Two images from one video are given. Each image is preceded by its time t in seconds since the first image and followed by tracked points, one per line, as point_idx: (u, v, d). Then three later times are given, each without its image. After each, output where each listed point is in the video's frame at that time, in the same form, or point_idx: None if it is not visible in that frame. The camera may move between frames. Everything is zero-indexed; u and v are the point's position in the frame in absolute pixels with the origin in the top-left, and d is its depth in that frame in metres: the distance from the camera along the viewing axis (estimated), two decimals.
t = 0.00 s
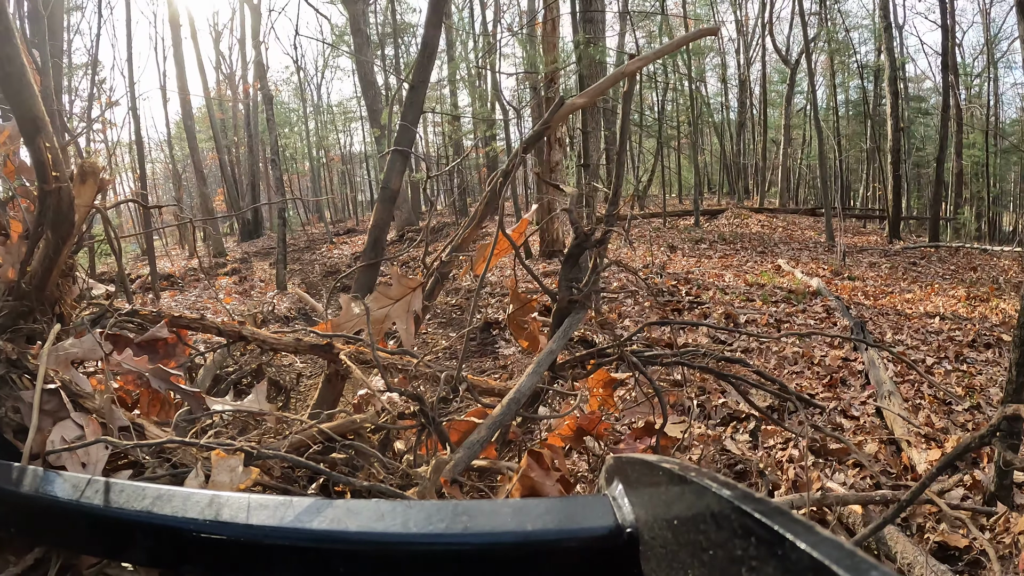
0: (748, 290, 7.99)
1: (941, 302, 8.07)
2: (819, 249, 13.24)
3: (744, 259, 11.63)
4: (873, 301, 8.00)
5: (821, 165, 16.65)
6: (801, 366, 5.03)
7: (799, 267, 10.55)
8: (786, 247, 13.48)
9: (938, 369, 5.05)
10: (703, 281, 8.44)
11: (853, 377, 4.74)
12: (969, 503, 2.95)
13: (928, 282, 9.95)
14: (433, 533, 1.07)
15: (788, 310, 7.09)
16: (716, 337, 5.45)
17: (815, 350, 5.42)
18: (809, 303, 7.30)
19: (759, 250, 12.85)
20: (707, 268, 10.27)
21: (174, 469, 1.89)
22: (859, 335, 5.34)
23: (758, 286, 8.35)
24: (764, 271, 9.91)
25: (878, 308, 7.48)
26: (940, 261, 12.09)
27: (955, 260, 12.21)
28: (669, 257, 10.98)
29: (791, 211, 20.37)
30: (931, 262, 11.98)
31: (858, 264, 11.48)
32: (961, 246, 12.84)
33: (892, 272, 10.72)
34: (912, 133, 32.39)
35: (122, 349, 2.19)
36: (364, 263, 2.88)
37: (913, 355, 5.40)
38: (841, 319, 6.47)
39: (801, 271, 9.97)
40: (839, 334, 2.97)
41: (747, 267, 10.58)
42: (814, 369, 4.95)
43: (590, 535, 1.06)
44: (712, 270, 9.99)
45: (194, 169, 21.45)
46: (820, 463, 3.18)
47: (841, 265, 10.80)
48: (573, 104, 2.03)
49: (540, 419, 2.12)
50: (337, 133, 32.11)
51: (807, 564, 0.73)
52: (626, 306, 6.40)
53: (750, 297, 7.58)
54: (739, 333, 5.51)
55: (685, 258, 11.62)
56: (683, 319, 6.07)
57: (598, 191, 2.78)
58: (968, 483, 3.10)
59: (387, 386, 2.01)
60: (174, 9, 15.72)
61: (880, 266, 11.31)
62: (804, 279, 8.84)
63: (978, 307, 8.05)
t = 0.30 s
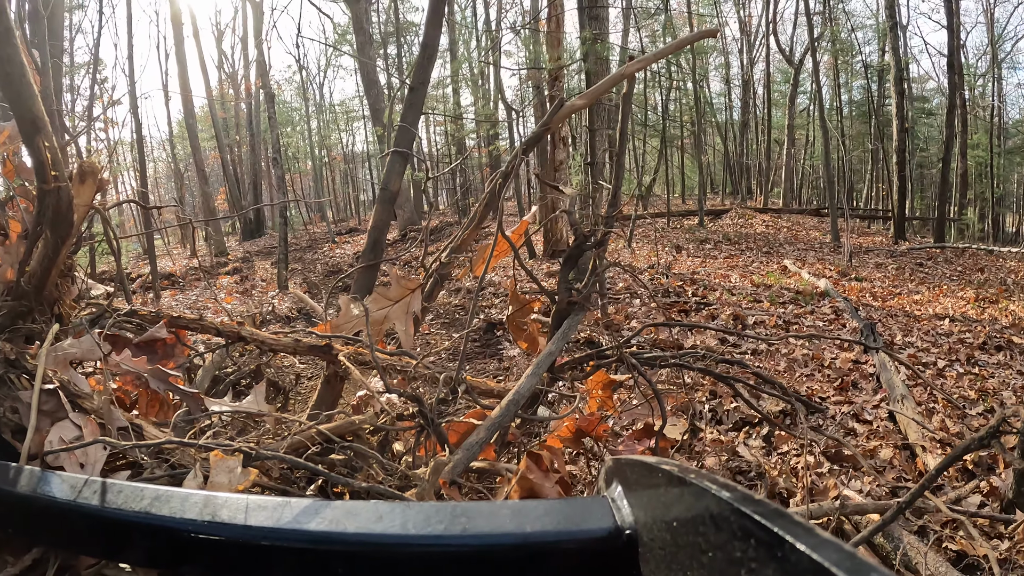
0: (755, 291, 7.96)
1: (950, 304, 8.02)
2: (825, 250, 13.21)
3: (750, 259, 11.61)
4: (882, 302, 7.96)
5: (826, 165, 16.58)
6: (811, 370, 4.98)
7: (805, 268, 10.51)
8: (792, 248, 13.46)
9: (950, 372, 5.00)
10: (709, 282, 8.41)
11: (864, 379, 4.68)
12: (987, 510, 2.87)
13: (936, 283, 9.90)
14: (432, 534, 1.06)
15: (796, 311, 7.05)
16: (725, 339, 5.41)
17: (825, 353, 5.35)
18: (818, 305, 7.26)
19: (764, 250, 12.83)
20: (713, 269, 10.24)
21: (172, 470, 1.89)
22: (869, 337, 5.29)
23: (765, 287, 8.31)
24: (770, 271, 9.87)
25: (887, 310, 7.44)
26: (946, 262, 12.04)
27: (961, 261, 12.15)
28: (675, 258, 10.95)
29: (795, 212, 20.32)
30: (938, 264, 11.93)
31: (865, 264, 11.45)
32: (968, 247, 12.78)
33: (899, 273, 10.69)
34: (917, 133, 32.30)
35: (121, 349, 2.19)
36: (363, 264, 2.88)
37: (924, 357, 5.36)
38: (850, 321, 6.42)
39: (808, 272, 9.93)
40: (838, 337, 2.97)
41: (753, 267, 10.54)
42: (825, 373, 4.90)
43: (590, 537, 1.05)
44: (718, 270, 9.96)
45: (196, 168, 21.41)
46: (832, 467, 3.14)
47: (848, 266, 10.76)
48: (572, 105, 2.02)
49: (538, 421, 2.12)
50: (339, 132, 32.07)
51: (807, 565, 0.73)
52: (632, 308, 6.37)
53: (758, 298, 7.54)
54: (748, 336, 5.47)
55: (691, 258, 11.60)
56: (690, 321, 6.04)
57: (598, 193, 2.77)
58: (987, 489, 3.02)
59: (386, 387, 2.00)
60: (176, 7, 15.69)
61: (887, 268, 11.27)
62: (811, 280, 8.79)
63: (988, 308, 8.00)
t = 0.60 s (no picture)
0: (763, 292, 7.95)
1: (959, 306, 8.00)
2: (830, 251, 13.22)
3: (756, 260, 11.62)
4: (890, 304, 7.95)
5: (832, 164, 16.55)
6: (822, 373, 4.93)
7: (812, 269, 10.50)
8: (798, 248, 13.47)
9: (961, 376, 4.98)
10: (715, 283, 8.42)
11: (877, 384, 4.61)
12: (1006, 518, 2.81)
13: (944, 285, 9.87)
14: (430, 535, 1.06)
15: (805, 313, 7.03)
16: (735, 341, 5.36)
17: (836, 356, 5.30)
18: (826, 306, 7.23)
19: (770, 250, 12.85)
20: (719, 270, 10.24)
21: (173, 472, 1.89)
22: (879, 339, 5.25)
23: (773, 288, 8.30)
24: (777, 272, 9.87)
25: (896, 312, 7.42)
26: (953, 263, 12.01)
27: (968, 262, 12.13)
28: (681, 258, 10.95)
29: (800, 212, 20.32)
30: (944, 265, 11.92)
31: (871, 265, 11.46)
32: (974, 248, 12.76)
33: (906, 274, 10.69)
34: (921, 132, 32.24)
35: (120, 352, 2.19)
36: (363, 266, 2.88)
37: (935, 360, 5.34)
38: (860, 323, 6.40)
39: (815, 273, 9.93)
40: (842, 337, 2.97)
41: (760, 268, 10.54)
42: (837, 376, 4.84)
43: (590, 537, 1.05)
44: (724, 271, 9.97)
45: (198, 167, 21.43)
46: (853, 476, 3.11)
47: (855, 267, 10.75)
48: (572, 107, 2.02)
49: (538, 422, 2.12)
50: (341, 131, 32.07)
51: (808, 565, 0.72)
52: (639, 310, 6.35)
53: (766, 299, 7.53)
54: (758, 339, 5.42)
55: (697, 258, 11.62)
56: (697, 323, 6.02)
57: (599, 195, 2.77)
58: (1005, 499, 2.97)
59: (386, 388, 2.00)
60: (179, 7, 15.69)
61: (894, 269, 11.27)
62: (819, 281, 8.78)
63: (997, 310, 7.99)
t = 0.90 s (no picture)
0: (771, 293, 7.93)
1: (970, 308, 7.96)
2: (837, 251, 13.21)
3: (763, 260, 11.61)
4: (900, 306, 7.92)
5: (839, 162, 16.51)
6: (835, 375, 4.83)
7: (820, 270, 10.48)
8: (804, 249, 13.45)
9: (976, 379, 4.94)
10: (723, 283, 8.41)
11: (892, 388, 4.49)
12: None
13: (953, 287, 9.83)
14: (430, 538, 1.06)
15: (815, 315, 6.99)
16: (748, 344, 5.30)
17: (849, 358, 5.19)
18: (836, 308, 7.18)
19: (777, 251, 12.84)
20: (727, 270, 10.21)
21: (172, 476, 1.89)
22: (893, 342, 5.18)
23: (782, 289, 8.27)
24: (785, 273, 9.85)
25: (906, 314, 7.40)
26: (961, 264, 11.98)
27: (976, 263, 12.11)
28: (688, 259, 10.93)
29: (806, 211, 20.31)
30: (952, 266, 11.89)
31: (879, 266, 11.45)
32: (981, 248, 12.73)
33: (914, 275, 10.66)
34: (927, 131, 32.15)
35: (119, 355, 2.18)
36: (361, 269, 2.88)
37: (949, 364, 5.31)
38: (871, 324, 6.37)
39: (824, 274, 9.90)
40: (846, 338, 2.97)
41: (767, 268, 10.51)
42: (850, 379, 4.73)
43: (591, 539, 1.05)
44: (732, 271, 9.95)
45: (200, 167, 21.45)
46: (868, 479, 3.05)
47: (863, 267, 10.73)
48: (569, 108, 2.01)
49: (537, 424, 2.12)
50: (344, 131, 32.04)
51: (808, 566, 0.71)
52: (646, 311, 6.32)
53: (775, 300, 7.51)
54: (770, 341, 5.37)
55: (703, 258, 11.61)
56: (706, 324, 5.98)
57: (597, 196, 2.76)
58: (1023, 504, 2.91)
59: (385, 391, 2.00)
60: (182, 7, 15.68)
61: (901, 269, 11.25)
62: (828, 283, 8.76)
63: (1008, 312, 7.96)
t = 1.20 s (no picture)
0: (780, 294, 7.90)
1: (980, 310, 7.92)
2: (843, 252, 13.21)
3: (770, 260, 11.59)
4: (910, 307, 7.89)
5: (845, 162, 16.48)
6: (847, 379, 4.75)
7: (828, 270, 10.45)
8: (811, 249, 13.43)
9: (990, 383, 4.90)
10: (730, 284, 8.39)
11: (905, 391, 4.42)
12: None
13: (962, 288, 9.79)
14: (430, 539, 1.05)
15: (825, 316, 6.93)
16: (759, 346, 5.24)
17: (861, 361, 5.14)
18: (846, 309, 7.12)
19: (783, 251, 12.82)
20: (734, 271, 10.19)
21: (171, 478, 1.89)
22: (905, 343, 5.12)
23: (791, 290, 8.24)
24: (793, 274, 9.82)
25: (916, 315, 7.36)
26: (968, 266, 11.93)
27: (983, 265, 12.06)
28: (695, 260, 10.91)
29: (811, 211, 20.29)
30: (959, 267, 11.86)
31: (886, 267, 11.42)
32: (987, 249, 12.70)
33: (921, 277, 10.62)
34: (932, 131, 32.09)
35: (119, 356, 2.18)
36: (360, 269, 2.87)
37: (962, 367, 5.27)
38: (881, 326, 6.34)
39: (832, 275, 9.87)
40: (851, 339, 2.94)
41: (774, 269, 10.49)
42: (863, 383, 4.67)
43: (591, 540, 1.04)
44: (739, 272, 9.94)
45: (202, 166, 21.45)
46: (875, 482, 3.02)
47: (871, 269, 10.70)
48: (567, 108, 2.01)
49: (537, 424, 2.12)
50: (347, 131, 32.02)
51: (808, 566, 0.71)
52: (653, 312, 6.28)
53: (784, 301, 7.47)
54: (781, 343, 5.32)
55: (710, 259, 11.59)
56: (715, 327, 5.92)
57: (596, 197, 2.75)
58: None
59: (384, 392, 1.98)
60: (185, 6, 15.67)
61: (908, 270, 11.23)
62: (837, 284, 8.73)
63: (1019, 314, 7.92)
